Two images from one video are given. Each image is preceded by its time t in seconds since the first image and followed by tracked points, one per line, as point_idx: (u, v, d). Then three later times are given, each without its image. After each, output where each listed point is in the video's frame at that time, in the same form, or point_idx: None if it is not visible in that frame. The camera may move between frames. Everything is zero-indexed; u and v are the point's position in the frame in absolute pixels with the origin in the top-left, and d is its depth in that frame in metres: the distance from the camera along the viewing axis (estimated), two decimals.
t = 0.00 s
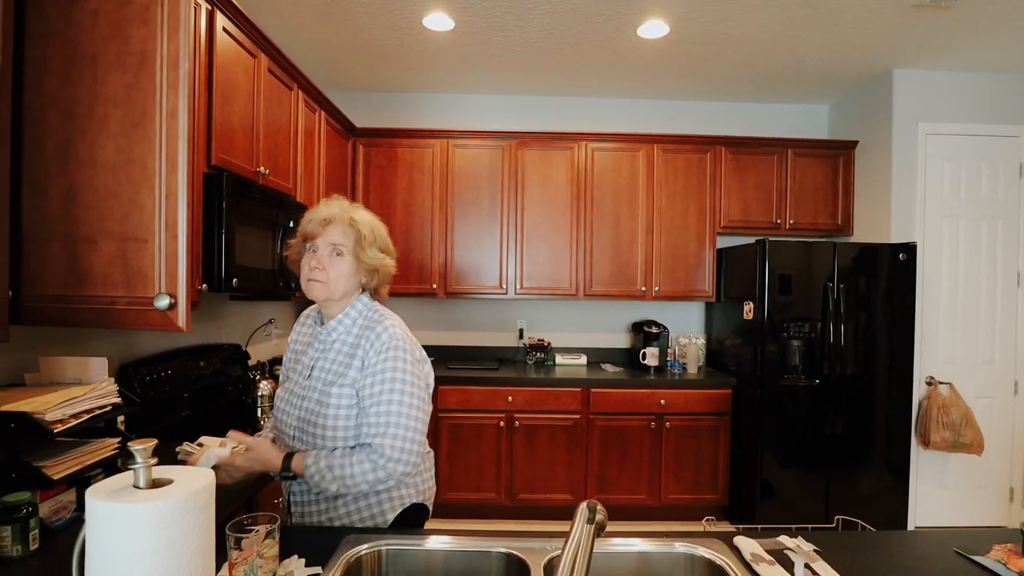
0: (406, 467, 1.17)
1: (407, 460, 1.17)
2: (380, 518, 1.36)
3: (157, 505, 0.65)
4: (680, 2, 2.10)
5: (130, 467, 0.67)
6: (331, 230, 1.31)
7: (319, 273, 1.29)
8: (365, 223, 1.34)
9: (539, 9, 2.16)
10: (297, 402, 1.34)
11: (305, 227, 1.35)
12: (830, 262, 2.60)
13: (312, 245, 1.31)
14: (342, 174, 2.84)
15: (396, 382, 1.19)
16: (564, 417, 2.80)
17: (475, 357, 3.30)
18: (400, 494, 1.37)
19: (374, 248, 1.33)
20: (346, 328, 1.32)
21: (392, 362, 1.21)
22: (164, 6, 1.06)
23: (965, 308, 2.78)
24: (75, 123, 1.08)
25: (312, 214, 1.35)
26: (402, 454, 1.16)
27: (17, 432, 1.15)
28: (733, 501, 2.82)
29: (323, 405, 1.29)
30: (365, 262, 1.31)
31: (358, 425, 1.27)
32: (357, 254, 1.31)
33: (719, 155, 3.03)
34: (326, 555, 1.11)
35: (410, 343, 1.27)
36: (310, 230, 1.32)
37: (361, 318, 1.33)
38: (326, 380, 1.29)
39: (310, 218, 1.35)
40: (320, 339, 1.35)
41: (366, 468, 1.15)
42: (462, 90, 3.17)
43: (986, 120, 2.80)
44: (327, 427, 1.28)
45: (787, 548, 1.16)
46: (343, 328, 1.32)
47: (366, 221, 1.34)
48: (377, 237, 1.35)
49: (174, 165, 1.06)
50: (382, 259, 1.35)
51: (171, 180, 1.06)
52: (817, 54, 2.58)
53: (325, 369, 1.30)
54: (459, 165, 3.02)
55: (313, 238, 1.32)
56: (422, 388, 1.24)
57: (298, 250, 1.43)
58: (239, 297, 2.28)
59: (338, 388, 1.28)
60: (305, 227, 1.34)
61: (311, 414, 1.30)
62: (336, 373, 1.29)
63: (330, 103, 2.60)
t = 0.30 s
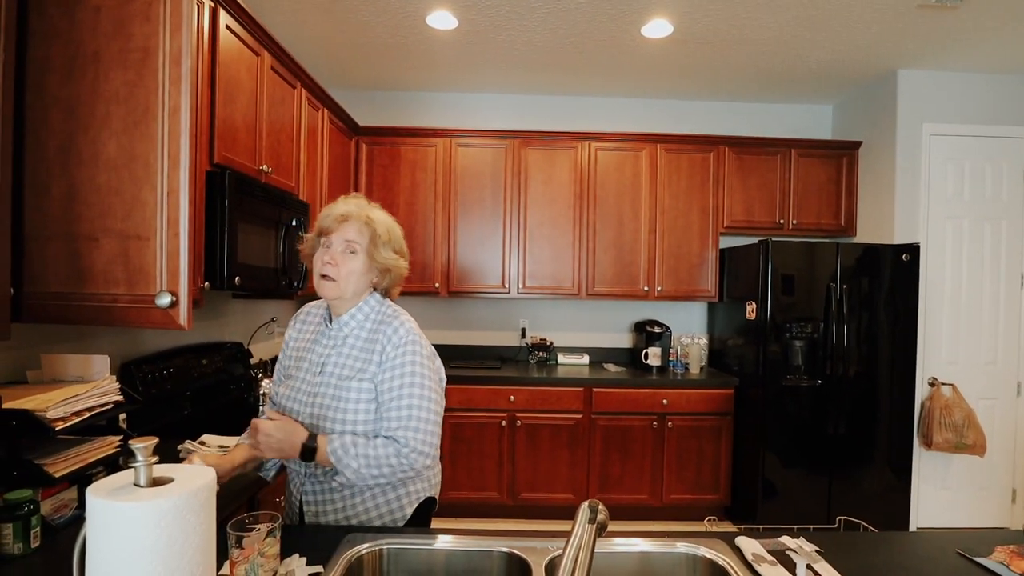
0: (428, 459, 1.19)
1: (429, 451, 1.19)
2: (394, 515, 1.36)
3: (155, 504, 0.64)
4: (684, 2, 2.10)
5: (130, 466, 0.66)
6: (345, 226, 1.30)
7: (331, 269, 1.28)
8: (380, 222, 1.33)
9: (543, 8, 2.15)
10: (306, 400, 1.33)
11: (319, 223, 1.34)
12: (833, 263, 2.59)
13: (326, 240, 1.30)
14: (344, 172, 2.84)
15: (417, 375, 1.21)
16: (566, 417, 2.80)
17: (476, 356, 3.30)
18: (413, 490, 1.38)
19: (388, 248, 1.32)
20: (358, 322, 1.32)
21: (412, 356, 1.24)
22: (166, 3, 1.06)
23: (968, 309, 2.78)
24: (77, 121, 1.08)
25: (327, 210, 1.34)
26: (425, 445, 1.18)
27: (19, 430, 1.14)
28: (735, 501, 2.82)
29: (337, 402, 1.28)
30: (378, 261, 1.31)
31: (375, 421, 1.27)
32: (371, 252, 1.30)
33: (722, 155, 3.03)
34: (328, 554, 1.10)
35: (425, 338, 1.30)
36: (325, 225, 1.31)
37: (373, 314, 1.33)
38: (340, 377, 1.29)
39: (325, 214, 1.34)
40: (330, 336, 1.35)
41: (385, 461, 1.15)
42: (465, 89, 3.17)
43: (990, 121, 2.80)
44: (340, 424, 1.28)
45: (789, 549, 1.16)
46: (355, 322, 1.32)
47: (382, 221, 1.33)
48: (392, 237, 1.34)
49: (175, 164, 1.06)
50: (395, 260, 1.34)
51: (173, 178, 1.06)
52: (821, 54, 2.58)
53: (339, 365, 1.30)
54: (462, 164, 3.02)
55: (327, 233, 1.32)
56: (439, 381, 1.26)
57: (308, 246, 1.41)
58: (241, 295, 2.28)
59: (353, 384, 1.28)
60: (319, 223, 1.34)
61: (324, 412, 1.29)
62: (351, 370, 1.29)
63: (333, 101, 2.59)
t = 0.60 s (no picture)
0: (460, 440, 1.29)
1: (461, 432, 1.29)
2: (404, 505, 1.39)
3: (157, 502, 0.64)
4: None
5: (132, 465, 0.66)
6: (359, 226, 1.29)
7: (351, 270, 1.28)
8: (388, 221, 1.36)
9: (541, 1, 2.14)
10: (312, 401, 1.30)
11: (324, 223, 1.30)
12: (834, 254, 2.59)
13: (339, 241, 1.28)
14: (343, 169, 2.82)
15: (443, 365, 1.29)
16: (569, 411, 2.80)
17: (478, 351, 3.30)
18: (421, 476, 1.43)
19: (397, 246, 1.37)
20: (366, 318, 1.33)
21: (432, 348, 1.31)
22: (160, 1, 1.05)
23: (970, 299, 2.78)
24: (73, 120, 1.07)
25: (331, 210, 1.30)
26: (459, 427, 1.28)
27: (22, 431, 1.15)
28: (737, 493, 2.83)
29: (349, 399, 1.29)
30: (391, 260, 1.35)
31: (396, 414, 1.31)
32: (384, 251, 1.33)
33: (722, 147, 3.01)
34: (332, 550, 1.11)
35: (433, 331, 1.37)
36: (335, 226, 1.28)
37: (378, 309, 1.35)
38: (352, 374, 1.29)
39: (329, 214, 1.30)
40: (335, 334, 1.34)
41: (411, 454, 1.19)
42: (463, 83, 3.15)
43: (992, 110, 2.79)
44: (356, 421, 1.29)
45: (792, 540, 1.17)
46: (364, 318, 1.33)
47: (390, 220, 1.36)
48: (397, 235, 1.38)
49: (172, 162, 1.05)
50: (400, 256, 1.40)
51: (169, 175, 1.05)
52: (821, 44, 2.56)
53: (349, 363, 1.30)
54: (462, 159, 3.01)
55: (337, 233, 1.29)
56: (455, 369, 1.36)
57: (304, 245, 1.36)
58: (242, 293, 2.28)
59: (369, 382, 1.29)
60: (324, 223, 1.30)
61: (335, 410, 1.29)
62: (362, 366, 1.29)
63: (331, 97, 2.58)
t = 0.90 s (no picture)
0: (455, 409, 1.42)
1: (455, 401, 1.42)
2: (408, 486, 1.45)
3: (160, 491, 0.65)
4: None
5: (136, 453, 0.67)
6: (348, 224, 1.27)
7: (345, 269, 1.27)
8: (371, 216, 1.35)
9: None
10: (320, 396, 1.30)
11: (310, 224, 1.26)
12: (838, 250, 2.58)
13: (329, 240, 1.26)
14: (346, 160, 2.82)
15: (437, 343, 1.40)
16: (570, 405, 2.81)
17: (480, 344, 3.30)
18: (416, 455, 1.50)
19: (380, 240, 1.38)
20: (366, 305, 1.35)
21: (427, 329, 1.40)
22: None
23: (974, 296, 2.77)
24: (76, 109, 1.07)
25: (315, 210, 1.27)
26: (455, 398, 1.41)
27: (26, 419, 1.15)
28: (737, 487, 2.84)
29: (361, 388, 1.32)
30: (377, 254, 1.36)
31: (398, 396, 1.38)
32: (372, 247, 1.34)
33: (727, 141, 3.00)
34: (334, 540, 1.11)
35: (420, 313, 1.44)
36: (324, 226, 1.25)
37: (369, 298, 1.37)
38: (361, 364, 1.32)
39: (314, 214, 1.26)
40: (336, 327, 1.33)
41: (419, 425, 1.27)
42: (467, 75, 3.13)
43: (1000, 106, 2.76)
44: (364, 409, 1.32)
45: (792, 535, 1.17)
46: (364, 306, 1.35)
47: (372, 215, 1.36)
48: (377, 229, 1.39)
49: (175, 152, 1.05)
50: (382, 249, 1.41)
51: (173, 165, 1.05)
52: (828, 38, 2.54)
53: (355, 354, 1.32)
54: (465, 152, 3.00)
55: (326, 232, 1.26)
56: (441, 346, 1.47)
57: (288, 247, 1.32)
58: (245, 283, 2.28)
59: (373, 370, 1.32)
60: (309, 224, 1.26)
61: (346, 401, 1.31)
62: (367, 355, 1.32)
63: (334, 88, 2.57)
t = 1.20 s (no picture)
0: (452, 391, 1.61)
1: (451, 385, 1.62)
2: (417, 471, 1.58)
3: (163, 488, 0.65)
4: None
5: (140, 450, 0.67)
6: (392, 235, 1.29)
7: (385, 279, 1.28)
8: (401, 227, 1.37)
9: None
10: (346, 399, 1.33)
11: (353, 235, 1.24)
12: (840, 248, 2.57)
13: (376, 249, 1.26)
14: (348, 158, 2.82)
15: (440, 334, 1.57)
16: (571, 403, 2.81)
17: (481, 342, 3.31)
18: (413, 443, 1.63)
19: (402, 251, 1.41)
20: (389, 303, 1.43)
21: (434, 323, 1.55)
22: None
23: (976, 295, 2.76)
24: (81, 105, 1.07)
25: (358, 220, 1.24)
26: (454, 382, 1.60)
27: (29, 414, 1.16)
28: (738, 486, 2.84)
29: (387, 388, 1.38)
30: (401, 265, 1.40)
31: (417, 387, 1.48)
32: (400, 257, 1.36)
33: (728, 140, 3.00)
34: (335, 537, 1.12)
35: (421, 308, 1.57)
36: (371, 237, 1.25)
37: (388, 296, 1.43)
38: (386, 364, 1.37)
39: (357, 225, 1.24)
40: (361, 329, 1.36)
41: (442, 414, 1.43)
42: (469, 74, 3.14)
43: (1002, 105, 2.76)
44: (398, 402, 1.39)
45: (793, 534, 1.17)
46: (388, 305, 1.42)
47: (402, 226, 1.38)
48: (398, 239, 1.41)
49: (180, 149, 1.05)
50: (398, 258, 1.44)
51: (177, 162, 1.05)
52: (830, 37, 2.54)
53: (384, 351, 1.37)
54: (466, 150, 3.00)
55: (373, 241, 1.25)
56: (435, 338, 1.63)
57: (324, 258, 1.28)
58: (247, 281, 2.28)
59: (405, 363, 1.40)
60: (357, 230, 1.24)
61: (373, 401, 1.35)
62: (398, 350, 1.40)
63: (337, 86, 2.57)
